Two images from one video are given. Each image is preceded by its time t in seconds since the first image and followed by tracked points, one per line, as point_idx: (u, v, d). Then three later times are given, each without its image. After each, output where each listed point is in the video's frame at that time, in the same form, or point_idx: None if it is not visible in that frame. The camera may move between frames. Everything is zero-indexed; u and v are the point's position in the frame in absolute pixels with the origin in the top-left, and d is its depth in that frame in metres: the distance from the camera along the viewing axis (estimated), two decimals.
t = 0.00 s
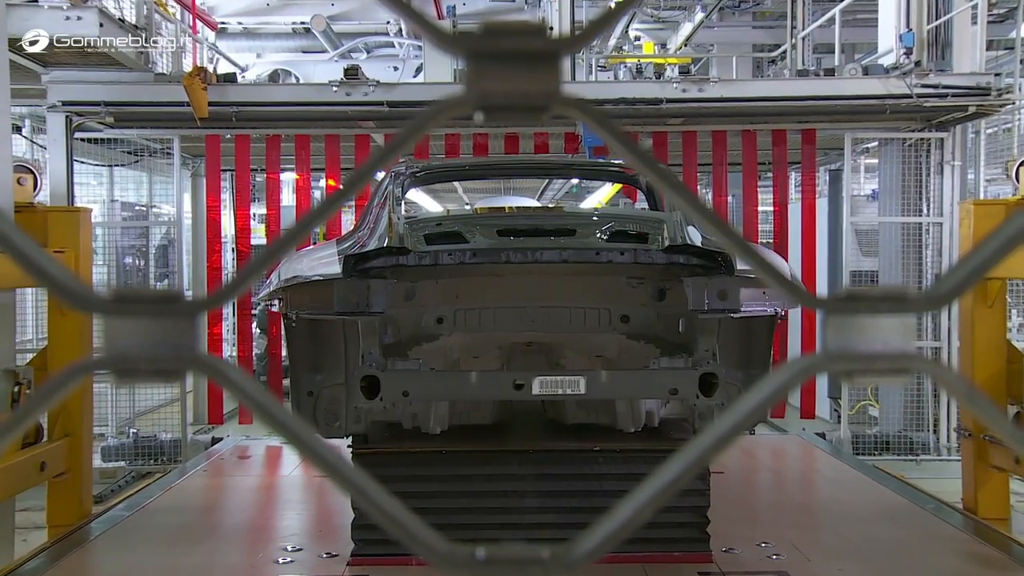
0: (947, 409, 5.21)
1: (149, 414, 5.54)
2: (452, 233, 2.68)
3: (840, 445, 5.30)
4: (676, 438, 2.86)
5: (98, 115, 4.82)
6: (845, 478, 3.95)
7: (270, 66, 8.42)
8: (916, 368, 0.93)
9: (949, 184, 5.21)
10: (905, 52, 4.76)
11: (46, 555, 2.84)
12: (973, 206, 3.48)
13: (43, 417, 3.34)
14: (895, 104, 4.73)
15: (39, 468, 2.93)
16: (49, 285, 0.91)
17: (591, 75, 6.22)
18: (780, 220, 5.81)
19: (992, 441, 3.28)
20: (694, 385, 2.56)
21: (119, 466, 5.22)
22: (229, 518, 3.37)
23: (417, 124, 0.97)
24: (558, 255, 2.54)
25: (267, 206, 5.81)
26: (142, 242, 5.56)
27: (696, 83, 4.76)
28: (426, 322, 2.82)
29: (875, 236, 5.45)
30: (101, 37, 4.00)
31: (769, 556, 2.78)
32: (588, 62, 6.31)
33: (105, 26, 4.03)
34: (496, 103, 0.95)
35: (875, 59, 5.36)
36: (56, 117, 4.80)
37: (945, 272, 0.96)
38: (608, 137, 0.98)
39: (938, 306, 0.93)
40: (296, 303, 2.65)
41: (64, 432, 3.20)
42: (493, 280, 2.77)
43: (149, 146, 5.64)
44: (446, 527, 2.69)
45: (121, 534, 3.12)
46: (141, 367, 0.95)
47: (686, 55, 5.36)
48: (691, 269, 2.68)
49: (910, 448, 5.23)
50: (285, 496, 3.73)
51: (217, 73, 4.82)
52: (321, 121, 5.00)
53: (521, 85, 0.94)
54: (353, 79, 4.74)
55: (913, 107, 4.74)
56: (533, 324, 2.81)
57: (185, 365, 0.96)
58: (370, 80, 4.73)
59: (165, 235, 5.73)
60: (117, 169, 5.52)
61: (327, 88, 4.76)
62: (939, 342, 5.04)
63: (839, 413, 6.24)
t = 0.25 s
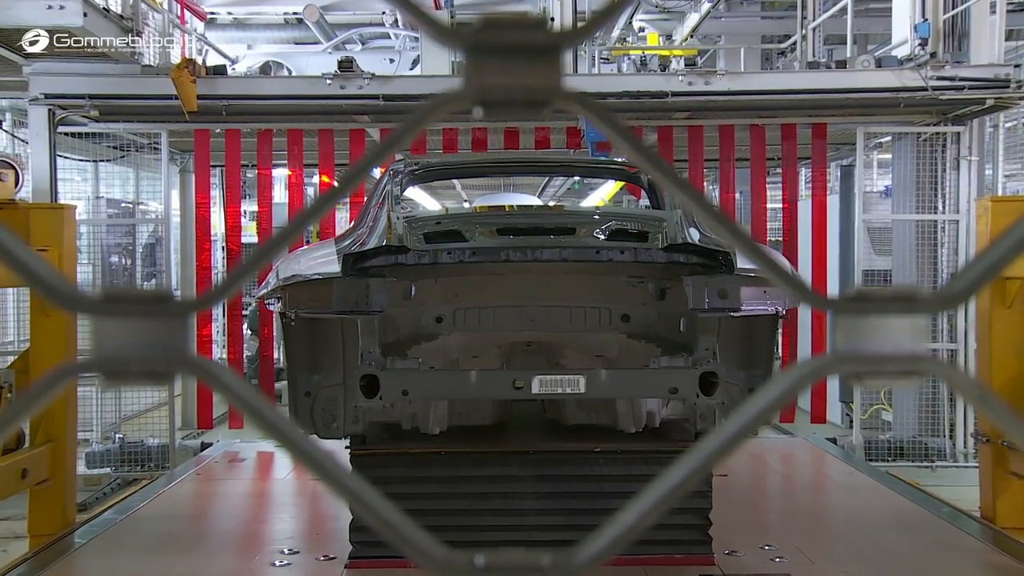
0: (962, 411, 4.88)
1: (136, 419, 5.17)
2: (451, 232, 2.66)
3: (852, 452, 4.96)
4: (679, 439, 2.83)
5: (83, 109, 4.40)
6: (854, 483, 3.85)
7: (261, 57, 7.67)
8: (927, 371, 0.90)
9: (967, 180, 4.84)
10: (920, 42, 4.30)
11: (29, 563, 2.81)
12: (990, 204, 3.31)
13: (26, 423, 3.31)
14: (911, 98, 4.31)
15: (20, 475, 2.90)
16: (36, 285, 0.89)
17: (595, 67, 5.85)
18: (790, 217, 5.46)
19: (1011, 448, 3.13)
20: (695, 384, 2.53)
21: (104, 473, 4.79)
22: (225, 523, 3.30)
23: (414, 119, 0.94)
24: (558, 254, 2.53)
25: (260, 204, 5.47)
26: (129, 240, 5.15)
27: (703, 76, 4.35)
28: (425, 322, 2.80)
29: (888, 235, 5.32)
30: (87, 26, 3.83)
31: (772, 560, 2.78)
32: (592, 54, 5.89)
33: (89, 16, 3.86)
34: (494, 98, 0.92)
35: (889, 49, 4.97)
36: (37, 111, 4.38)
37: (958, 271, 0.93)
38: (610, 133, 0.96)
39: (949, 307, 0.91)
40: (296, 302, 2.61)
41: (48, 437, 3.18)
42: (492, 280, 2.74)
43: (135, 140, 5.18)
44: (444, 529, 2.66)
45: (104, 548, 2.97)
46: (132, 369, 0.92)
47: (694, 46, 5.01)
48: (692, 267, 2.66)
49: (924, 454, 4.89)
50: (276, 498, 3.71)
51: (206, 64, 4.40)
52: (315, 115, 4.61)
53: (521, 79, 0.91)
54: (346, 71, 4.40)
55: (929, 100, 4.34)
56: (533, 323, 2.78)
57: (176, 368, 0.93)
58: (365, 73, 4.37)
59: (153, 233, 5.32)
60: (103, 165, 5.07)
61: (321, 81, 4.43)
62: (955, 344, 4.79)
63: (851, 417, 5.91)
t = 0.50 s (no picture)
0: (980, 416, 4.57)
1: (122, 423, 4.87)
2: (450, 231, 2.64)
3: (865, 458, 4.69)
4: (682, 441, 2.80)
5: (67, 102, 4.11)
6: (865, 489, 3.72)
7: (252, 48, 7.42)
8: (940, 373, 0.88)
9: (986, 174, 4.53)
10: (937, 32, 4.21)
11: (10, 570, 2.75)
12: (1011, 200, 3.25)
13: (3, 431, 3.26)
14: (928, 91, 4.08)
15: None
16: (20, 283, 0.86)
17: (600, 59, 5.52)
18: (800, 215, 5.14)
19: None
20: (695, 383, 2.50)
21: (88, 481, 4.55)
22: (218, 530, 3.24)
23: (412, 113, 0.92)
24: (558, 253, 2.51)
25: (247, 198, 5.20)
26: (115, 238, 4.86)
27: (710, 67, 4.10)
28: (424, 321, 2.77)
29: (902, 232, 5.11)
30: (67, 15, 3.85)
31: (776, 563, 2.76)
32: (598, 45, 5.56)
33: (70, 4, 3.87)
34: (493, 93, 0.89)
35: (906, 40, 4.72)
36: (18, 103, 4.04)
37: (971, 271, 0.91)
38: (613, 129, 0.93)
39: (962, 307, 0.88)
40: (294, 301, 2.60)
41: (27, 443, 3.12)
42: (492, 280, 2.72)
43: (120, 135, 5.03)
44: (443, 532, 2.63)
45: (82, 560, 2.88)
46: (121, 371, 0.89)
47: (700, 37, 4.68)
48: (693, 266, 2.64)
49: (940, 461, 4.62)
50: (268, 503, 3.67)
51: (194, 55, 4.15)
52: (306, 108, 4.39)
53: (521, 73, 0.88)
54: (341, 63, 4.12)
55: (946, 93, 4.09)
56: (533, 323, 2.75)
57: (167, 370, 0.91)
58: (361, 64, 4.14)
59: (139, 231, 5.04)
60: (87, 160, 5.01)
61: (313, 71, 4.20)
62: (974, 346, 4.45)
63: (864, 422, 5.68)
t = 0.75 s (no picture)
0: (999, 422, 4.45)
1: (107, 429, 4.79)
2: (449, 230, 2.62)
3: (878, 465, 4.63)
4: (684, 443, 2.77)
5: (48, 95, 4.07)
6: (883, 499, 3.63)
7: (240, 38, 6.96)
8: (951, 375, 0.86)
9: (1005, 168, 4.48)
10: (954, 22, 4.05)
11: None
12: None
13: None
14: (944, 82, 4.05)
15: None
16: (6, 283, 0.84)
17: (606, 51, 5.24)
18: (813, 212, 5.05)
19: None
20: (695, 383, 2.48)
21: (70, 487, 4.38)
22: (208, 535, 3.21)
23: (410, 108, 0.89)
24: (557, 252, 2.49)
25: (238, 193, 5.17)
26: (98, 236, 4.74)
27: (718, 59, 4.08)
28: (423, 321, 2.74)
29: (918, 231, 4.89)
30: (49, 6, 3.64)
31: (779, 567, 2.75)
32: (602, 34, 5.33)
33: None
34: (492, 88, 0.87)
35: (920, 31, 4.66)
36: None
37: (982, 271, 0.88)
38: (616, 125, 0.91)
39: (974, 308, 0.86)
40: (292, 301, 2.58)
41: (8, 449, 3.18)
42: (492, 279, 2.69)
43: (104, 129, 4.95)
44: (442, 535, 2.60)
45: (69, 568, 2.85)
46: (109, 374, 0.87)
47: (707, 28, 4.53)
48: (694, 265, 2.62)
49: (957, 468, 4.52)
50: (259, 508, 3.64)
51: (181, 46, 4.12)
52: (300, 101, 4.36)
53: (521, 66, 0.86)
54: (334, 55, 4.11)
55: (965, 84, 4.06)
56: (532, 322, 2.72)
57: (158, 373, 0.89)
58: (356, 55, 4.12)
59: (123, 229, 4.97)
60: (69, 154, 4.84)
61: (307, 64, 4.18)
62: (992, 349, 4.39)
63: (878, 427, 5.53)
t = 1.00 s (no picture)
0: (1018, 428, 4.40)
1: (91, 435, 4.77)
2: (448, 228, 2.59)
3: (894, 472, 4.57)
4: (687, 445, 2.75)
5: (28, 86, 4.06)
6: (898, 509, 3.53)
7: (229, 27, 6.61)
8: (964, 377, 0.84)
9: None
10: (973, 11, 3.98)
11: None
12: None
13: None
14: (962, 73, 4.03)
15: None
16: None
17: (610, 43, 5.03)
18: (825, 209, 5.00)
19: None
20: (697, 382, 2.45)
21: (51, 495, 4.34)
22: (197, 541, 3.18)
23: (408, 102, 0.87)
24: (558, 251, 2.46)
25: (230, 192, 5.10)
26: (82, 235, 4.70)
27: (726, 51, 4.04)
28: (422, 321, 2.71)
29: (935, 227, 4.78)
30: None
31: (783, 570, 2.75)
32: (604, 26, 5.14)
33: None
34: (493, 80, 0.84)
35: (934, 21, 4.62)
36: None
37: (997, 271, 0.86)
38: (619, 119, 0.88)
39: (987, 309, 0.84)
40: (290, 299, 2.52)
41: None
42: (492, 278, 2.65)
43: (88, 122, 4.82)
44: (442, 538, 2.58)
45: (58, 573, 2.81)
46: (99, 375, 0.84)
47: (715, 18, 4.44)
48: (695, 264, 2.59)
49: (976, 475, 4.48)
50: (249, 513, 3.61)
51: (169, 36, 4.08)
52: (293, 94, 4.33)
53: (521, 59, 0.83)
54: (327, 46, 4.07)
55: (983, 75, 4.04)
56: (532, 323, 2.70)
57: (148, 375, 0.86)
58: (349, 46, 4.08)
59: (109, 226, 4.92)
60: (52, 150, 4.80)
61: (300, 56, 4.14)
62: (1012, 351, 4.34)
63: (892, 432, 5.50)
